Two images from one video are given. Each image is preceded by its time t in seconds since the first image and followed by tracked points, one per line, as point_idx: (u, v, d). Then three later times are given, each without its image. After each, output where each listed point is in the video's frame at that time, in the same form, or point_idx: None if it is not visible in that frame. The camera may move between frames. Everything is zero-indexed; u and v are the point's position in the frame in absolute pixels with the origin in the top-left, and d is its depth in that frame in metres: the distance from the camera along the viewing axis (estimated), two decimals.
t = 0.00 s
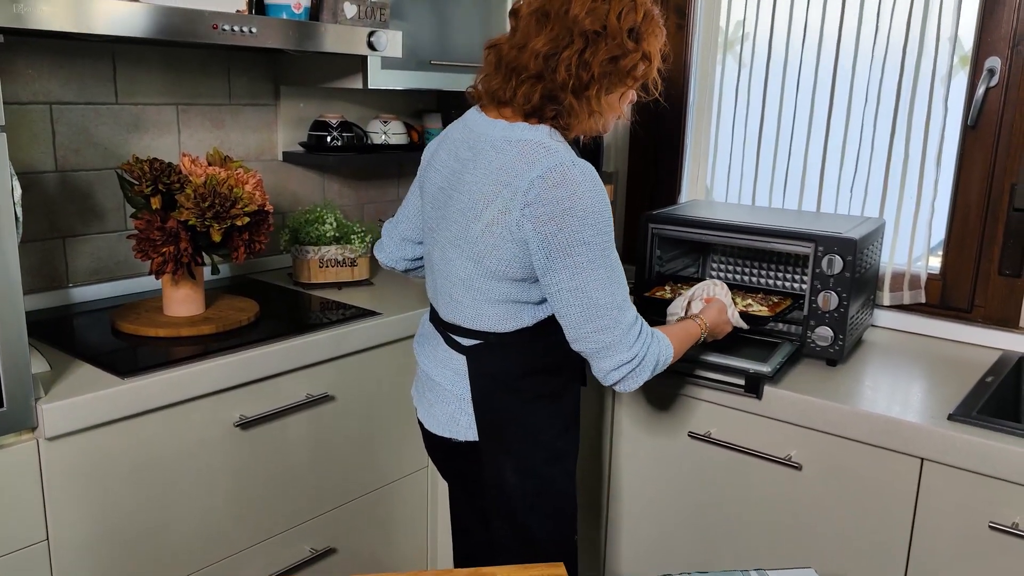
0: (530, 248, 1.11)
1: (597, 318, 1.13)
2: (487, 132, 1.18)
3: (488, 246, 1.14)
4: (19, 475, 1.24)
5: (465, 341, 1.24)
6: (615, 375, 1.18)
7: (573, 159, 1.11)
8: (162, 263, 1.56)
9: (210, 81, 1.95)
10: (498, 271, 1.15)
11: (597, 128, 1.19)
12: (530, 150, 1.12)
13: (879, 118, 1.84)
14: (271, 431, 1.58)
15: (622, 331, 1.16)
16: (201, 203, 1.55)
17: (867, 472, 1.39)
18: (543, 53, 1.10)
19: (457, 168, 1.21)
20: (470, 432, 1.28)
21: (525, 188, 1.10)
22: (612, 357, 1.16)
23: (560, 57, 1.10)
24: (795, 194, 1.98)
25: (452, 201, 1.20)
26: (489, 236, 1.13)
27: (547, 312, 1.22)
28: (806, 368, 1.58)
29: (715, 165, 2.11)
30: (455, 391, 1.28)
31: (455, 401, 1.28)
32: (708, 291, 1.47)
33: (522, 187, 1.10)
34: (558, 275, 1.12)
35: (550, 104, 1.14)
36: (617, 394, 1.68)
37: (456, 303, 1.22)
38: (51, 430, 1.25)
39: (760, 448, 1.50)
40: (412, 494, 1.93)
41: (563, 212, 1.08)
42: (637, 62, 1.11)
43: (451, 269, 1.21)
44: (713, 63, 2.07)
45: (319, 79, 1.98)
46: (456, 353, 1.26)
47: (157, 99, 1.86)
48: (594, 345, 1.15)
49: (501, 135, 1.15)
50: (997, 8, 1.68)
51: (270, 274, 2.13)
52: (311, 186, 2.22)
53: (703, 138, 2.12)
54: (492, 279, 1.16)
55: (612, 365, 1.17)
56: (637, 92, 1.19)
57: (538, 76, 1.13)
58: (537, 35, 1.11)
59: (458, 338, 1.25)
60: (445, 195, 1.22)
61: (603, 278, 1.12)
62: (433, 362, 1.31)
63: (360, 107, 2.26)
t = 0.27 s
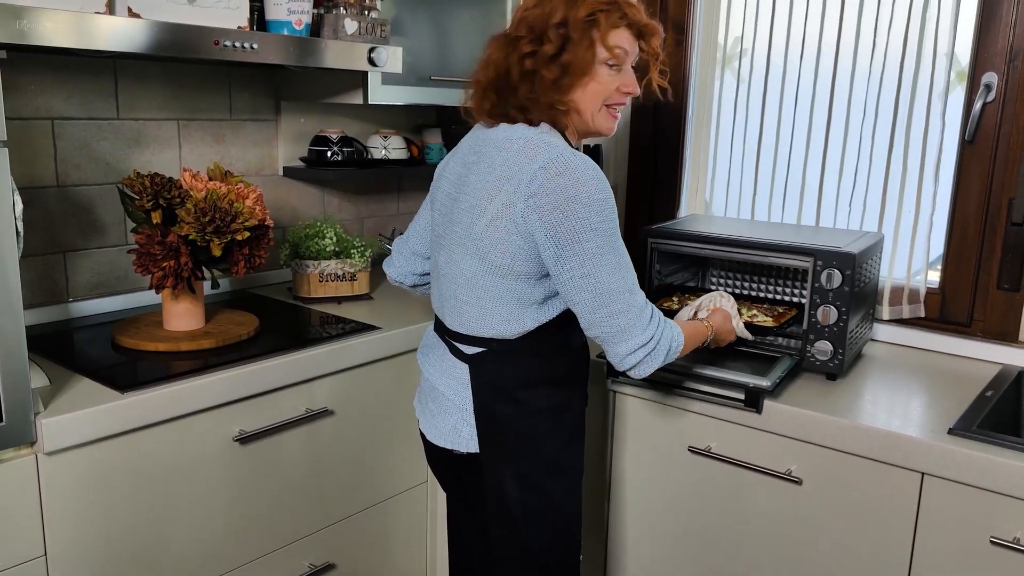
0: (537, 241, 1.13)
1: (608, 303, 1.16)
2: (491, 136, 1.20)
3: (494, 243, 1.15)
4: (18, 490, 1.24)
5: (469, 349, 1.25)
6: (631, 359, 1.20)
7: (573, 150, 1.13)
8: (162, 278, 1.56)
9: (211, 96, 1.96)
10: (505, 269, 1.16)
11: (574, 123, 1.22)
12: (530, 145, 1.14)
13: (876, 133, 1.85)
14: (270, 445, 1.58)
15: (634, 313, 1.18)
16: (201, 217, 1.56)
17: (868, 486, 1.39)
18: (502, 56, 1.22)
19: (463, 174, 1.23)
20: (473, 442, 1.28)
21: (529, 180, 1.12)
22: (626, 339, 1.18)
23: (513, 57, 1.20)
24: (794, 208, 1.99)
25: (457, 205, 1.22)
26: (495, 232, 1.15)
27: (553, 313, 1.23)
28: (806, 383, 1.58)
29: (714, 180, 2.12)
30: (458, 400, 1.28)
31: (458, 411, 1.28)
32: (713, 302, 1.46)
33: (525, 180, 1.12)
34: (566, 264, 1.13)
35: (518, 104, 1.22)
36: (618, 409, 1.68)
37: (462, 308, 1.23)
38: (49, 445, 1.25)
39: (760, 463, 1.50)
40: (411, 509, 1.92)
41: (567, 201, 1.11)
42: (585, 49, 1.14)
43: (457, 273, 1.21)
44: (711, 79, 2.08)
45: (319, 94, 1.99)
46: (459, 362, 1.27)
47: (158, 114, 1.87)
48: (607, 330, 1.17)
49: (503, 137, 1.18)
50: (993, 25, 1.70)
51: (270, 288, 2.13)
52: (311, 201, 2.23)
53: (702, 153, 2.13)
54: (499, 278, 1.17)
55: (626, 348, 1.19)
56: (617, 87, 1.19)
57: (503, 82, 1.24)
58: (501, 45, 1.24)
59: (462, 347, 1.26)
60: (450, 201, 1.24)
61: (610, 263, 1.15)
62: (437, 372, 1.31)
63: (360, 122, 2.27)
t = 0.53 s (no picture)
0: (535, 237, 1.14)
1: (609, 291, 1.17)
2: (490, 143, 1.23)
3: (494, 243, 1.16)
4: (16, 504, 1.23)
5: (471, 355, 1.25)
6: (637, 343, 1.21)
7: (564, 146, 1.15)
8: (162, 291, 1.56)
9: (212, 111, 1.97)
10: (506, 268, 1.17)
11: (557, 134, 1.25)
12: (524, 146, 1.16)
13: (875, 147, 1.86)
14: (269, 459, 1.57)
15: (636, 299, 1.20)
16: (201, 231, 1.56)
17: (868, 500, 1.38)
18: (491, 72, 1.30)
19: (463, 182, 1.25)
20: (475, 451, 1.28)
21: (524, 178, 1.14)
22: (630, 325, 1.20)
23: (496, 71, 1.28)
24: (794, 222, 1.99)
25: (457, 212, 1.23)
26: (494, 232, 1.16)
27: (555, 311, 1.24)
28: (806, 396, 1.58)
29: (713, 194, 2.12)
30: (460, 410, 1.27)
31: (461, 421, 1.27)
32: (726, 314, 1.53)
33: (521, 178, 1.14)
34: (565, 257, 1.15)
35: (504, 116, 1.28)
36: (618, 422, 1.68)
37: (466, 312, 1.23)
38: (48, 459, 1.24)
39: (760, 477, 1.50)
40: (410, 523, 1.92)
41: (562, 194, 1.12)
42: (552, 56, 1.20)
43: (460, 278, 1.22)
44: (710, 93, 2.09)
45: (320, 108, 2.00)
46: (462, 370, 1.27)
47: (159, 129, 1.88)
48: (611, 318, 1.19)
49: (498, 142, 1.21)
50: (990, 39, 1.71)
51: (270, 301, 2.13)
52: (311, 214, 2.23)
53: (701, 167, 2.14)
54: (501, 279, 1.18)
55: (631, 334, 1.20)
56: (593, 95, 1.21)
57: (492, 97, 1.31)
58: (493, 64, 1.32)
59: (465, 353, 1.26)
60: (451, 210, 1.26)
61: (607, 253, 1.16)
62: (440, 382, 1.31)
63: (360, 136, 2.28)
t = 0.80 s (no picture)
0: (539, 247, 1.14)
1: (612, 300, 1.17)
2: (491, 153, 1.23)
3: (498, 253, 1.16)
4: (15, 513, 1.23)
5: (474, 364, 1.25)
6: (639, 351, 1.21)
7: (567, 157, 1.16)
8: (162, 300, 1.56)
9: (212, 120, 1.98)
10: (510, 279, 1.17)
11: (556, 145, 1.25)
12: (526, 157, 1.17)
13: (874, 156, 1.86)
14: (268, 468, 1.57)
15: (638, 307, 1.20)
16: (201, 240, 1.56)
17: (869, 509, 1.38)
18: (492, 82, 1.31)
19: (465, 191, 1.25)
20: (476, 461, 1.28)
21: (528, 189, 1.14)
22: (632, 333, 1.20)
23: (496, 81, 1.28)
24: (793, 231, 2.00)
25: (459, 222, 1.23)
26: (498, 243, 1.16)
27: (557, 320, 1.24)
28: (806, 405, 1.58)
29: (712, 203, 2.13)
30: (460, 420, 1.27)
31: (461, 431, 1.27)
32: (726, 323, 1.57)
33: (524, 190, 1.14)
34: (569, 268, 1.15)
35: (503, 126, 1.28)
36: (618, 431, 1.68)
37: (469, 323, 1.23)
38: (47, 468, 1.24)
39: (760, 486, 1.49)
40: (410, 533, 1.91)
41: (565, 206, 1.12)
42: (553, 67, 1.21)
43: (463, 288, 1.22)
44: (710, 103, 2.10)
45: (320, 117, 2.00)
46: (464, 378, 1.27)
47: (160, 138, 1.88)
48: (613, 327, 1.19)
49: (500, 152, 1.21)
50: (988, 49, 1.71)
51: (270, 310, 2.13)
52: (311, 224, 2.23)
53: (701, 176, 2.14)
54: (504, 289, 1.18)
55: (633, 342, 1.21)
56: (593, 105, 1.22)
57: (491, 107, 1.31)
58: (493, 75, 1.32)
59: (468, 361, 1.26)
60: (453, 220, 1.26)
61: (610, 262, 1.17)
62: (442, 392, 1.31)
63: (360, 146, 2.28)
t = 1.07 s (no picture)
0: (546, 256, 1.15)
1: (619, 308, 1.18)
2: (495, 163, 1.24)
3: (505, 262, 1.16)
4: (14, 521, 1.23)
5: (477, 372, 1.25)
6: (645, 358, 1.22)
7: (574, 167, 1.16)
8: (162, 308, 1.56)
9: (213, 128, 1.98)
10: (517, 288, 1.17)
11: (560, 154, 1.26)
12: (532, 166, 1.17)
13: (873, 164, 1.86)
14: (268, 477, 1.57)
15: (643, 313, 1.21)
16: (201, 248, 1.57)
17: (869, 517, 1.38)
18: (495, 90, 1.31)
19: (468, 200, 1.25)
20: (479, 471, 1.27)
21: (536, 199, 1.14)
22: (638, 340, 1.20)
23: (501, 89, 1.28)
24: (793, 238, 2.00)
25: (463, 231, 1.23)
26: (505, 252, 1.16)
27: (560, 329, 1.24)
28: (806, 413, 1.58)
29: (712, 210, 2.13)
30: (463, 429, 1.27)
31: (464, 440, 1.27)
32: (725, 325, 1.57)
33: (532, 199, 1.14)
34: (577, 276, 1.15)
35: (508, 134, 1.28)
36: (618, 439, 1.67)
37: (474, 331, 1.23)
38: (46, 476, 1.24)
39: (761, 494, 1.49)
40: (409, 541, 1.91)
41: (574, 215, 1.13)
42: (559, 77, 1.21)
43: (467, 297, 1.22)
44: (709, 111, 2.11)
45: (320, 125, 2.01)
46: (466, 386, 1.26)
47: (160, 146, 1.89)
48: (620, 334, 1.19)
49: (505, 162, 1.21)
50: (986, 58, 1.72)
51: (269, 318, 2.13)
52: (311, 231, 2.24)
53: (700, 184, 2.15)
54: (511, 298, 1.18)
55: (639, 348, 1.21)
56: (598, 116, 1.22)
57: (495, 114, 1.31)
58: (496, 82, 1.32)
59: (470, 370, 1.26)
60: (456, 229, 1.25)
61: (616, 270, 1.18)
62: (444, 400, 1.30)
63: (360, 154, 2.29)
